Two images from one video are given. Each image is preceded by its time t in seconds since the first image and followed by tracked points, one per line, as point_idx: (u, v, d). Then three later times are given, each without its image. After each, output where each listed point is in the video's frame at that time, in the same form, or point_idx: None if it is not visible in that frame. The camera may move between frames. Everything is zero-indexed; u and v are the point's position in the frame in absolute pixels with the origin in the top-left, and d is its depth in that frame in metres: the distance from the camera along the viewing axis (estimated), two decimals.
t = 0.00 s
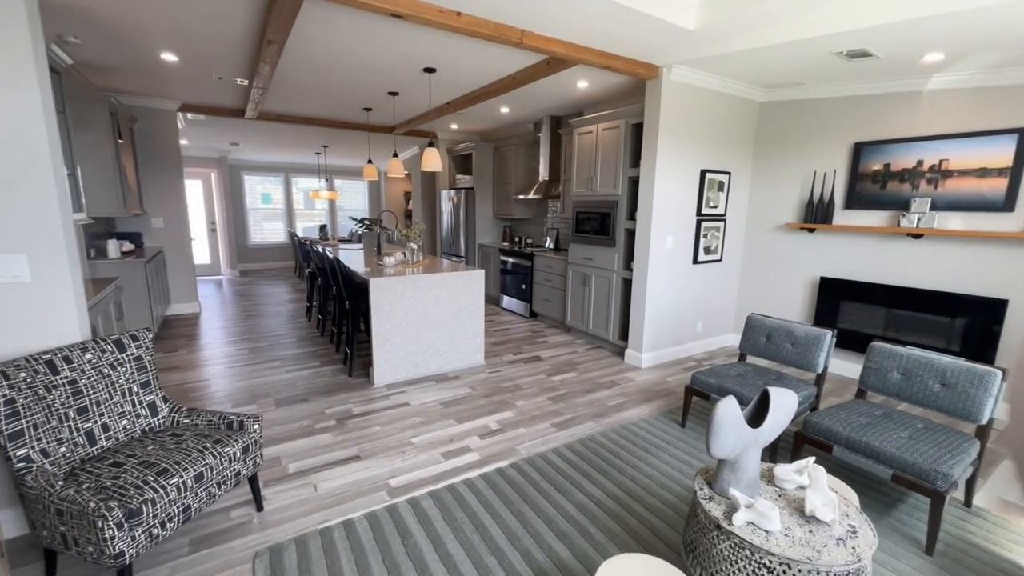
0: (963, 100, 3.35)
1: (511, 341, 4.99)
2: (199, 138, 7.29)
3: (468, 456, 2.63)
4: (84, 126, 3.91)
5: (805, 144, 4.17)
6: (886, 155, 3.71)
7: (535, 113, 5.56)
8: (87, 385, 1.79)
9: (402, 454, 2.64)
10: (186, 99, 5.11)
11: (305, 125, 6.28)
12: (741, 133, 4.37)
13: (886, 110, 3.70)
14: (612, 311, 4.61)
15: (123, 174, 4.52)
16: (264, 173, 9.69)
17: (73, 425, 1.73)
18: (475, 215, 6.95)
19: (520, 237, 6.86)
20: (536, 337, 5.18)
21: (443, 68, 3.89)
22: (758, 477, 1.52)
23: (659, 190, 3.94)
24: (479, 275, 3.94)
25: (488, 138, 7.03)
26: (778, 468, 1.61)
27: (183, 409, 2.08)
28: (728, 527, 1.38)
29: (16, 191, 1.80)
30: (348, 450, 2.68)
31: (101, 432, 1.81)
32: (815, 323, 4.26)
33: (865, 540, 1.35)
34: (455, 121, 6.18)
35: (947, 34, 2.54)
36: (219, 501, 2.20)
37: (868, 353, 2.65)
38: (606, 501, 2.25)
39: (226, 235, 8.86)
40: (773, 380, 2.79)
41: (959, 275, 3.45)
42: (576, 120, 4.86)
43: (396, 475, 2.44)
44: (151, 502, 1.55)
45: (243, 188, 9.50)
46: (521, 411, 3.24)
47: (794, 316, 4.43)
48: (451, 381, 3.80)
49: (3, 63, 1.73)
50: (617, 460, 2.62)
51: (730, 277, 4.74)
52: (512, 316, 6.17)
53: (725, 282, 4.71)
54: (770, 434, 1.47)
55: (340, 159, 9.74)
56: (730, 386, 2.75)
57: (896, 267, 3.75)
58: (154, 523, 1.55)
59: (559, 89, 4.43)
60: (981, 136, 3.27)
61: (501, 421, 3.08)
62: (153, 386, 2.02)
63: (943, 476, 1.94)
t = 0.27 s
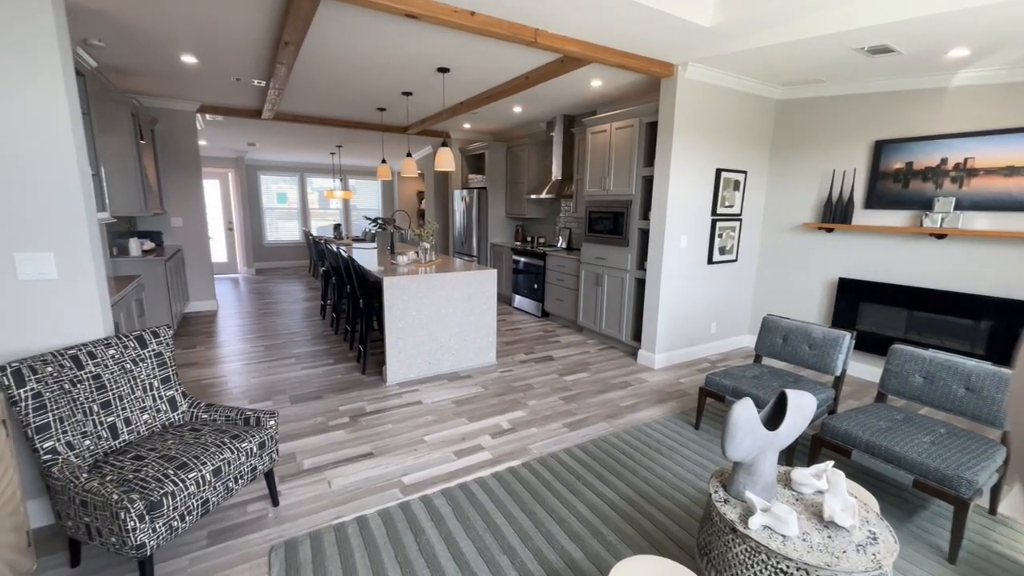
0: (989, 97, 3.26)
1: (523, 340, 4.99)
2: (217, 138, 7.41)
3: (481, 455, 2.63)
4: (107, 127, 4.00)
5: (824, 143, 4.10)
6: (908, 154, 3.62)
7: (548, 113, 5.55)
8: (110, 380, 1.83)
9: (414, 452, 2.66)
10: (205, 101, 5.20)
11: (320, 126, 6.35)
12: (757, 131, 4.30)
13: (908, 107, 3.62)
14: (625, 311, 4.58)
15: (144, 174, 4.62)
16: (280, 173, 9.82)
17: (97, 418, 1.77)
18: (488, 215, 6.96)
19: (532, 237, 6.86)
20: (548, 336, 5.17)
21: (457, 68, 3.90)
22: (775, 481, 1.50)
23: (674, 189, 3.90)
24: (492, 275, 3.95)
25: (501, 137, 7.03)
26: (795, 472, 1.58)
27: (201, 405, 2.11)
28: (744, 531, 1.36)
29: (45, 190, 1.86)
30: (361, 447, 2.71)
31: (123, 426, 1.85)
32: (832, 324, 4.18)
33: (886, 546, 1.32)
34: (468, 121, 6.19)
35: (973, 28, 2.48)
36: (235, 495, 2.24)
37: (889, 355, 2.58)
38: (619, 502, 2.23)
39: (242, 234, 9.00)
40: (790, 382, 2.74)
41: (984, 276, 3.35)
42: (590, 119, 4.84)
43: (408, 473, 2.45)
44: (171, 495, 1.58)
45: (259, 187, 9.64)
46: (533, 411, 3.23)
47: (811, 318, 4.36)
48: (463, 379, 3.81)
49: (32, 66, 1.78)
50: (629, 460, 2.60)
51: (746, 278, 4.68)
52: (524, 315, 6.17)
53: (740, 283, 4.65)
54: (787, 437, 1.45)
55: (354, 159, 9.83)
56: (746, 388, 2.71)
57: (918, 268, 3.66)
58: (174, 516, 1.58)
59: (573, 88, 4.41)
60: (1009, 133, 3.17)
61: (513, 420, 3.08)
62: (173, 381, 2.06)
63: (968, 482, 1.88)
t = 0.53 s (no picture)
0: (1016, 93, 3.17)
1: (534, 340, 4.98)
2: (233, 139, 7.53)
3: (493, 455, 2.63)
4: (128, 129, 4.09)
5: (843, 141, 4.02)
6: (931, 152, 3.54)
7: (561, 112, 5.53)
8: (132, 375, 1.88)
9: (426, 451, 2.67)
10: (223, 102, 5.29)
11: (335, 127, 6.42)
12: (774, 130, 4.24)
13: (931, 105, 3.53)
14: (638, 312, 4.54)
15: (164, 174, 4.71)
16: (295, 173, 9.95)
17: (119, 413, 1.81)
18: (500, 215, 6.96)
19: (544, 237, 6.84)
20: (560, 337, 5.16)
21: (471, 68, 3.91)
22: (792, 485, 1.47)
23: (688, 189, 3.86)
24: (504, 274, 3.95)
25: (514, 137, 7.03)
26: (813, 476, 1.56)
27: (219, 401, 2.15)
28: (761, 535, 1.34)
29: (70, 190, 1.90)
30: (374, 445, 2.72)
31: (144, 421, 1.89)
32: (851, 326, 4.10)
33: (907, 554, 1.29)
34: (481, 121, 6.20)
35: (999, 23, 2.41)
36: (251, 491, 2.27)
37: (910, 359, 2.52)
38: (631, 504, 2.22)
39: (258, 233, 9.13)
40: (807, 385, 2.69)
41: (1010, 278, 3.26)
42: (603, 118, 4.81)
43: (420, 471, 2.46)
44: (190, 489, 1.61)
45: (275, 188, 9.78)
46: (545, 411, 3.22)
47: (829, 319, 4.28)
48: (475, 379, 3.82)
49: (58, 69, 1.83)
50: (642, 462, 2.58)
51: (761, 279, 4.61)
52: (536, 316, 6.16)
53: (756, 284, 4.59)
54: (805, 440, 1.43)
55: (368, 159, 9.91)
56: (761, 391, 2.67)
57: (941, 269, 3.57)
58: (192, 510, 1.61)
59: (586, 87, 4.39)
60: None
61: (525, 420, 3.08)
62: (191, 378, 2.10)
63: (993, 490, 1.83)
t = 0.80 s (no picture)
0: None
1: (546, 340, 4.97)
2: (250, 140, 7.64)
3: (505, 454, 2.64)
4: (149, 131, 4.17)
5: (862, 140, 3.95)
6: (955, 150, 3.45)
7: (574, 111, 5.51)
8: (152, 371, 1.91)
9: (438, 449, 2.68)
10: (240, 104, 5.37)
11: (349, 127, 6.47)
12: (790, 129, 4.17)
13: (955, 102, 3.45)
14: (651, 312, 4.51)
15: (183, 175, 4.80)
16: (309, 174, 10.06)
17: (140, 408, 1.85)
18: (512, 214, 6.96)
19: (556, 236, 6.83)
20: (572, 337, 5.14)
21: (484, 67, 3.91)
22: (809, 489, 1.45)
23: (702, 188, 3.82)
24: (516, 274, 3.95)
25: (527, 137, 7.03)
26: (831, 480, 1.53)
27: (236, 398, 2.18)
28: (776, 539, 1.32)
29: (93, 189, 1.95)
30: (387, 442, 2.74)
31: (164, 416, 1.93)
32: (869, 328, 4.02)
33: (929, 561, 1.26)
34: (493, 121, 6.20)
35: None
36: (267, 486, 2.30)
37: (931, 362, 2.47)
38: (643, 505, 2.20)
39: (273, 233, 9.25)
40: (825, 387, 2.64)
41: None
42: (616, 117, 4.78)
43: (432, 469, 2.47)
44: (208, 484, 1.64)
45: (290, 188, 9.90)
46: (557, 411, 3.22)
47: (847, 321, 4.20)
48: (486, 378, 3.83)
49: (82, 73, 1.87)
50: (655, 464, 2.56)
51: (777, 279, 4.54)
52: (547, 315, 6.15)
53: (771, 284, 4.52)
54: (822, 444, 1.40)
55: (381, 159, 9.98)
56: (777, 393, 2.63)
57: (964, 270, 3.48)
58: (210, 504, 1.64)
59: (599, 86, 4.37)
60: None
61: (537, 420, 3.07)
62: (209, 374, 2.13)
63: (1019, 498, 1.78)
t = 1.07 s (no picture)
0: None
1: (557, 340, 4.96)
2: (265, 141, 7.75)
3: (516, 454, 2.64)
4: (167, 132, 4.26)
5: (881, 138, 3.87)
6: (978, 148, 3.36)
7: (586, 111, 5.49)
8: (171, 368, 1.95)
9: (450, 448, 2.69)
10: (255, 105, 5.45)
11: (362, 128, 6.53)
12: (807, 127, 4.11)
13: (979, 99, 3.36)
14: (663, 313, 4.47)
15: (200, 175, 4.89)
16: (323, 174, 10.17)
17: (159, 404, 1.89)
18: (523, 214, 6.96)
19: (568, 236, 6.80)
20: (583, 337, 5.12)
21: (496, 67, 3.92)
22: (826, 493, 1.43)
23: (717, 188, 3.78)
24: (528, 274, 3.95)
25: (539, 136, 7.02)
26: (849, 485, 1.51)
27: (251, 395, 2.22)
28: (792, 544, 1.30)
29: (115, 190, 1.99)
30: (399, 441, 2.76)
31: (182, 412, 1.96)
32: (888, 330, 3.94)
33: (951, 569, 1.23)
34: (506, 121, 6.21)
35: None
36: (281, 482, 2.33)
37: (953, 365, 2.41)
38: (655, 507, 2.19)
39: (288, 232, 9.37)
40: (842, 390, 2.60)
41: None
42: (629, 117, 4.75)
43: (444, 468, 2.48)
44: (224, 479, 1.66)
45: (304, 188, 10.02)
46: (568, 411, 3.21)
47: (865, 323, 4.12)
48: (497, 378, 3.83)
49: (104, 75, 1.91)
50: (667, 465, 2.54)
51: (792, 280, 4.48)
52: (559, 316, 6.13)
53: (787, 285, 4.45)
54: (840, 447, 1.38)
55: (393, 159, 10.05)
56: (792, 396, 2.59)
57: (988, 271, 3.39)
58: (226, 499, 1.67)
59: (612, 85, 4.34)
60: None
61: (548, 420, 3.07)
62: (226, 371, 2.17)
63: None
